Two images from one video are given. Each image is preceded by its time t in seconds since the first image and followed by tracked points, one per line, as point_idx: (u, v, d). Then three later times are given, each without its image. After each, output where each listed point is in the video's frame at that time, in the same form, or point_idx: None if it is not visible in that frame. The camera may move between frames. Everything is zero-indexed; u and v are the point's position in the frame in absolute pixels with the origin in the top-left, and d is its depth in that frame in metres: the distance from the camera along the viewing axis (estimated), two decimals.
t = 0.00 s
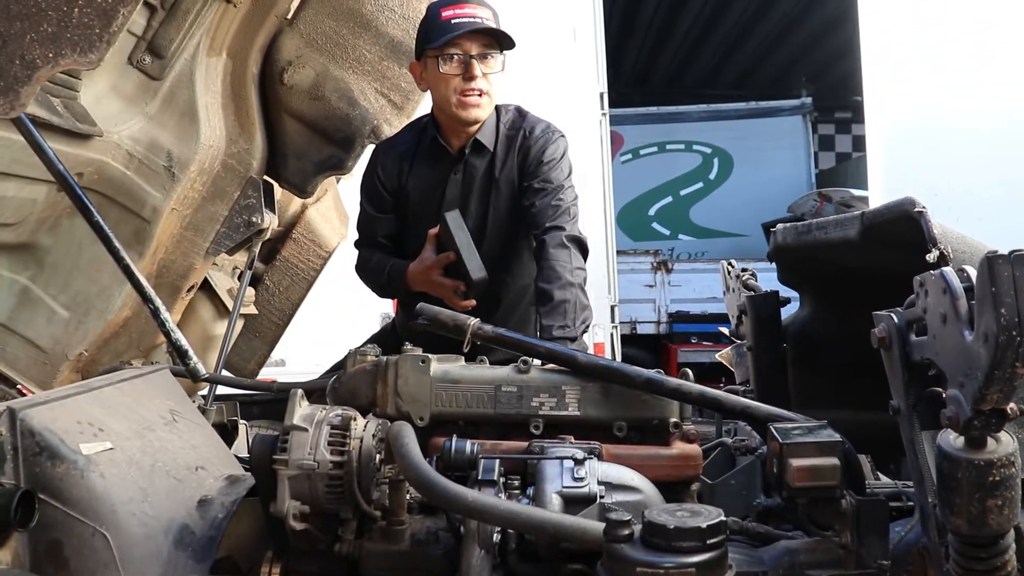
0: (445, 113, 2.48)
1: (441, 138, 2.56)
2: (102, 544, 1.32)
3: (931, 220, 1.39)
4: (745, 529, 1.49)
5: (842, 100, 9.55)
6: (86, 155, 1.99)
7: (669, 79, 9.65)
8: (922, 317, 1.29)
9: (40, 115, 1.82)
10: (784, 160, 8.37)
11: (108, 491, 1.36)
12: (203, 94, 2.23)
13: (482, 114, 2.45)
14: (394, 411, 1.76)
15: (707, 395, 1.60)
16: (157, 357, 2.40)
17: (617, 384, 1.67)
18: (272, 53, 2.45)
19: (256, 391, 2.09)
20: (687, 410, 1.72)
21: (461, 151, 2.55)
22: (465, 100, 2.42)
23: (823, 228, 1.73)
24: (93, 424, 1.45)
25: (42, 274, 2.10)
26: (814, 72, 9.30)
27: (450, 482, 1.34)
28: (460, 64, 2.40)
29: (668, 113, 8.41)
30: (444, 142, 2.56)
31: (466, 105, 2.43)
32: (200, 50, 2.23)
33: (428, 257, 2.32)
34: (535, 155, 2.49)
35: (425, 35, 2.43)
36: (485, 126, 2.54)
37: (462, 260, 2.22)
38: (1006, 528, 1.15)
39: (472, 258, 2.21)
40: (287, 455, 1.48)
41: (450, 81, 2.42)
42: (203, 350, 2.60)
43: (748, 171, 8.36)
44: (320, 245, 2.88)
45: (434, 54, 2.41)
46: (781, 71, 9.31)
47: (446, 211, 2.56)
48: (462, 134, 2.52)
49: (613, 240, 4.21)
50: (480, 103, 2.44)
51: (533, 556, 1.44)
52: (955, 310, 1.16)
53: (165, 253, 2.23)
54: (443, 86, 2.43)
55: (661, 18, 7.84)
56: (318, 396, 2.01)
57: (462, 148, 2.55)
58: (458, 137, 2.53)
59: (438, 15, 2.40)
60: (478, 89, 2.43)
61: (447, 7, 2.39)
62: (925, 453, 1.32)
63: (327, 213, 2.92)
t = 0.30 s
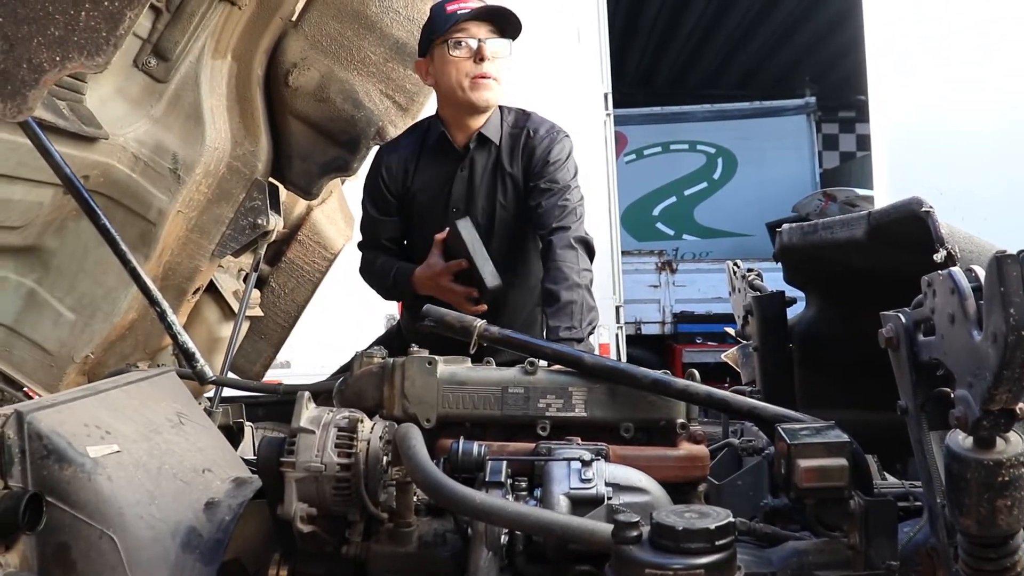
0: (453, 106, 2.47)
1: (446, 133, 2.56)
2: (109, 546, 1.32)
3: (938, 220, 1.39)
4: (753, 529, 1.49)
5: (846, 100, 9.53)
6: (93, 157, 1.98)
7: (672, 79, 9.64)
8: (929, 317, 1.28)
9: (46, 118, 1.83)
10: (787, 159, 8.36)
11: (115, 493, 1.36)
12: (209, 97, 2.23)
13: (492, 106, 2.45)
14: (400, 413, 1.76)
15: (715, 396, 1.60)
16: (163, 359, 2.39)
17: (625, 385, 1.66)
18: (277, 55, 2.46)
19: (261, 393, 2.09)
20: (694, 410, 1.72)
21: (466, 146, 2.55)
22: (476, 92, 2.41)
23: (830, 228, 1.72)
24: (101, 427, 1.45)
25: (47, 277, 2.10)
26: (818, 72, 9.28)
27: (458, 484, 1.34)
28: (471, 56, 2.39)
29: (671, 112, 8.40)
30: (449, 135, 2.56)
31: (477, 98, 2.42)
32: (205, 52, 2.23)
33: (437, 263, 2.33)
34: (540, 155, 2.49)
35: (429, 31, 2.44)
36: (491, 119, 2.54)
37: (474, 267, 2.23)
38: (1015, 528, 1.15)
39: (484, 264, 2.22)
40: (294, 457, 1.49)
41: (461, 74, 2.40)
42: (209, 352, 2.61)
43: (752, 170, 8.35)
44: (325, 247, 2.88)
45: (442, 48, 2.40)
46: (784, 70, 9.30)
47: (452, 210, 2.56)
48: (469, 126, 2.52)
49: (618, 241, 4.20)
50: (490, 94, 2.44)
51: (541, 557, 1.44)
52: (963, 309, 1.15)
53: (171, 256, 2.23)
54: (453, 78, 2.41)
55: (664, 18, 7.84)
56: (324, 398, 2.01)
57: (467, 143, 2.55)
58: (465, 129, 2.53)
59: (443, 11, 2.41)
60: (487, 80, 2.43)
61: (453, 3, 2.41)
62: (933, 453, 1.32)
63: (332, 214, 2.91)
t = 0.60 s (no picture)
0: (455, 118, 2.49)
1: (446, 142, 2.57)
2: (113, 553, 1.32)
3: (938, 223, 1.39)
4: (756, 533, 1.48)
5: (846, 102, 9.53)
6: (94, 164, 1.99)
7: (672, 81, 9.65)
8: (931, 321, 1.29)
9: (48, 125, 1.83)
10: (788, 162, 8.36)
11: (118, 500, 1.36)
12: (210, 103, 2.23)
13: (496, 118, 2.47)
14: (403, 419, 1.76)
15: (716, 400, 1.60)
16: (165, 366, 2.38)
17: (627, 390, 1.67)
18: (279, 62, 2.46)
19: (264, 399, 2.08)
20: (696, 414, 1.71)
21: (467, 155, 2.56)
22: (481, 103, 2.43)
23: (831, 232, 1.72)
24: (104, 434, 1.45)
25: (50, 284, 2.10)
26: (818, 74, 9.28)
27: (461, 490, 1.34)
28: (474, 67, 2.41)
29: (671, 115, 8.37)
30: (450, 146, 2.56)
31: (480, 108, 2.44)
32: (206, 59, 2.24)
33: (440, 267, 2.34)
34: (540, 161, 2.50)
35: (435, 38, 2.44)
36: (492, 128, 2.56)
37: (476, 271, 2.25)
38: (1018, 531, 1.15)
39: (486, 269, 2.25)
40: (297, 464, 1.50)
41: (464, 85, 2.42)
42: (212, 358, 2.61)
43: (752, 173, 8.36)
44: (327, 253, 2.88)
45: (446, 58, 2.42)
46: (785, 73, 9.30)
47: (454, 218, 2.57)
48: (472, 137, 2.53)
49: (619, 245, 4.20)
50: (494, 106, 2.46)
51: (544, 562, 1.44)
52: (965, 313, 1.15)
53: (173, 262, 2.23)
54: (457, 90, 2.43)
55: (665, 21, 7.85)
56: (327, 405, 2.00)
57: (468, 152, 2.56)
58: (468, 140, 2.54)
59: (449, 20, 2.42)
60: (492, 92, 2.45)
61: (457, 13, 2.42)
62: (935, 456, 1.32)
63: (334, 220, 2.92)
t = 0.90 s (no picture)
0: (455, 121, 2.49)
1: (449, 146, 2.58)
2: (112, 556, 1.32)
3: (938, 225, 1.39)
4: (755, 535, 1.48)
5: (846, 103, 9.53)
6: (93, 166, 1.99)
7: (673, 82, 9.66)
8: (930, 323, 1.29)
9: (48, 127, 1.83)
10: (787, 164, 8.36)
11: (117, 502, 1.36)
12: (210, 105, 2.23)
13: (495, 122, 2.47)
14: (403, 420, 1.76)
15: (716, 402, 1.60)
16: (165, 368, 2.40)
17: (627, 392, 1.66)
18: (279, 63, 2.45)
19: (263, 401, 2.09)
20: (695, 416, 1.71)
21: (469, 158, 2.57)
22: (478, 108, 2.43)
23: (831, 233, 1.71)
24: (103, 436, 1.45)
25: (50, 285, 2.10)
26: (818, 75, 9.28)
27: (460, 492, 1.34)
28: (472, 71, 2.41)
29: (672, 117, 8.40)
30: (453, 148, 2.58)
31: (477, 112, 2.44)
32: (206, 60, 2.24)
33: (437, 272, 2.34)
34: (541, 163, 2.50)
35: (435, 41, 2.44)
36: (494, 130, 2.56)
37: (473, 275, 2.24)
38: (1017, 534, 1.15)
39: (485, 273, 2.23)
40: (297, 466, 1.50)
41: (461, 88, 2.42)
42: (212, 359, 2.61)
43: (752, 174, 8.36)
44: (327, 254, 2.88)
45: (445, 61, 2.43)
46: (785, 74, 9.31)
47: (455, 220, 2.57)
48: (473, 139, 2.54)
49: (619, 247, 4.20)
50: (492, 110, 2.45)
51: (543, 565, 1.43)
52: (965, 315, 1.15)
53: (173, 264, 2.23)
54: (455, 94, 2.44)
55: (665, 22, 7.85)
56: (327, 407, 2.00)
57: (469, 154, 2.57)
58: (469, 143, 2.55)
59: (449, 22, 2.42)
60: (491, 96, 2.44)
61: (458, 15, 2.41)
62: (935, 458, 1.31)
63: (334, 221, 2.92)
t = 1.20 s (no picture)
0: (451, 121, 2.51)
1: (452, 145, 2.61)
2: (112, 562, 1.32)
3: (938, 229, 1.39)
4: (755, 539, 1.48)
5: (846, 107, 9.54)
6: (93, 172, 2.00)
7: (673, 87, 9.67)
8: (930, 327, 1.29)
9: (47, 134, 1.83)
10: (788, 168, 8.36)
11: (117, 509, 1.36)
12: (210, 111, 2.23)
13: (483, 125, 2.46)
14: (403, 426, 1.76)
15: (715, 406, 1.60)
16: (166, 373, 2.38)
17: (628, 397, 1.66)
18: (278, 70, 2.45)
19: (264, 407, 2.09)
20: (695, 420, 1.72)
21: (472, 161, 2.58)
22: (465, 111, 2.43)
23: (830, 237, 1.71)
24: (103, 442, 1.45)
25: (50, 292, 2.11)
26: (818, 79, 9.29)
27: (459, 497, 1.34)
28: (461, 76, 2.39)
29: (671, 121, 8.42)
30: (454, 143, 2.61)
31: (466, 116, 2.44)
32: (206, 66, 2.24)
33: (419, 207, 2.39)
34: (545, 169, 2.51)
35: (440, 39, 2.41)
36: (496, 135, 2.55)
37: (446, 189, 2.28)
38: (1018, 538, 1.15)
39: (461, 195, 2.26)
40: (297, 472, 1.50)
41: (451, 90, 2.42)
42: (212, 365, 2.61)
43: (752, 178, 8.35)
44: (327, 260, 2.88)
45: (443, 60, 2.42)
46: (784, 78, 9.32)
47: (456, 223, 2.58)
48: (472, 141, 2.54)
49: (619, 252, 4.20)
50: (481, 113, 2.44)
51: (543, 570, 1.43)
52: (964, 319, 1.15)
53: (173, 270, 2.23)
54: (446, 95, 2.44)
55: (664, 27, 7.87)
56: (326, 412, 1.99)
57: (471, 157, 2.59)
58: (469, 144, 2.56)
59: (450, 24, 2.35)
60: (480, 99, 2.42)
61: (464, 18, 2.32)
62: (935, 462, 1.31)
63: (334, 227, 2.93)
